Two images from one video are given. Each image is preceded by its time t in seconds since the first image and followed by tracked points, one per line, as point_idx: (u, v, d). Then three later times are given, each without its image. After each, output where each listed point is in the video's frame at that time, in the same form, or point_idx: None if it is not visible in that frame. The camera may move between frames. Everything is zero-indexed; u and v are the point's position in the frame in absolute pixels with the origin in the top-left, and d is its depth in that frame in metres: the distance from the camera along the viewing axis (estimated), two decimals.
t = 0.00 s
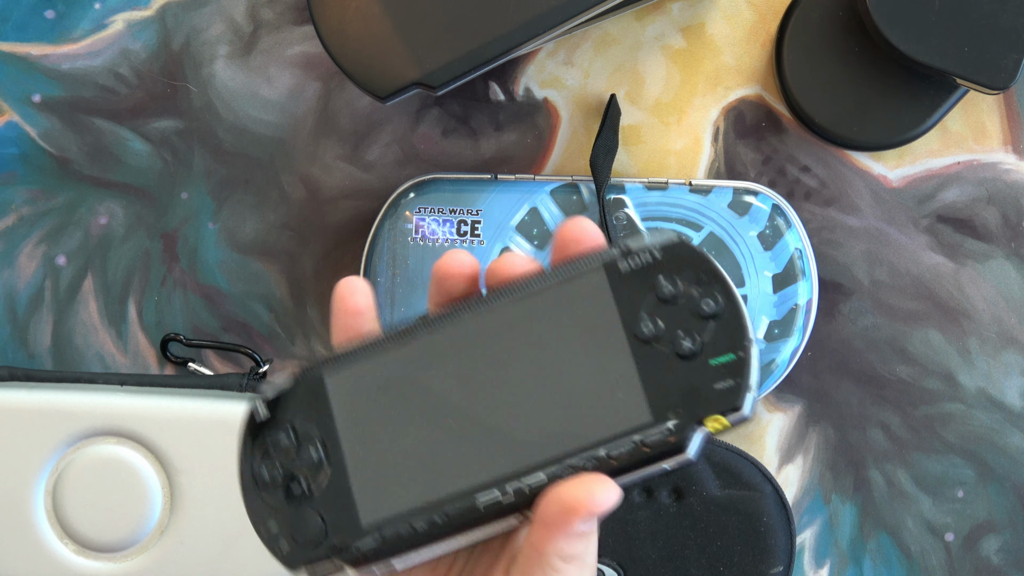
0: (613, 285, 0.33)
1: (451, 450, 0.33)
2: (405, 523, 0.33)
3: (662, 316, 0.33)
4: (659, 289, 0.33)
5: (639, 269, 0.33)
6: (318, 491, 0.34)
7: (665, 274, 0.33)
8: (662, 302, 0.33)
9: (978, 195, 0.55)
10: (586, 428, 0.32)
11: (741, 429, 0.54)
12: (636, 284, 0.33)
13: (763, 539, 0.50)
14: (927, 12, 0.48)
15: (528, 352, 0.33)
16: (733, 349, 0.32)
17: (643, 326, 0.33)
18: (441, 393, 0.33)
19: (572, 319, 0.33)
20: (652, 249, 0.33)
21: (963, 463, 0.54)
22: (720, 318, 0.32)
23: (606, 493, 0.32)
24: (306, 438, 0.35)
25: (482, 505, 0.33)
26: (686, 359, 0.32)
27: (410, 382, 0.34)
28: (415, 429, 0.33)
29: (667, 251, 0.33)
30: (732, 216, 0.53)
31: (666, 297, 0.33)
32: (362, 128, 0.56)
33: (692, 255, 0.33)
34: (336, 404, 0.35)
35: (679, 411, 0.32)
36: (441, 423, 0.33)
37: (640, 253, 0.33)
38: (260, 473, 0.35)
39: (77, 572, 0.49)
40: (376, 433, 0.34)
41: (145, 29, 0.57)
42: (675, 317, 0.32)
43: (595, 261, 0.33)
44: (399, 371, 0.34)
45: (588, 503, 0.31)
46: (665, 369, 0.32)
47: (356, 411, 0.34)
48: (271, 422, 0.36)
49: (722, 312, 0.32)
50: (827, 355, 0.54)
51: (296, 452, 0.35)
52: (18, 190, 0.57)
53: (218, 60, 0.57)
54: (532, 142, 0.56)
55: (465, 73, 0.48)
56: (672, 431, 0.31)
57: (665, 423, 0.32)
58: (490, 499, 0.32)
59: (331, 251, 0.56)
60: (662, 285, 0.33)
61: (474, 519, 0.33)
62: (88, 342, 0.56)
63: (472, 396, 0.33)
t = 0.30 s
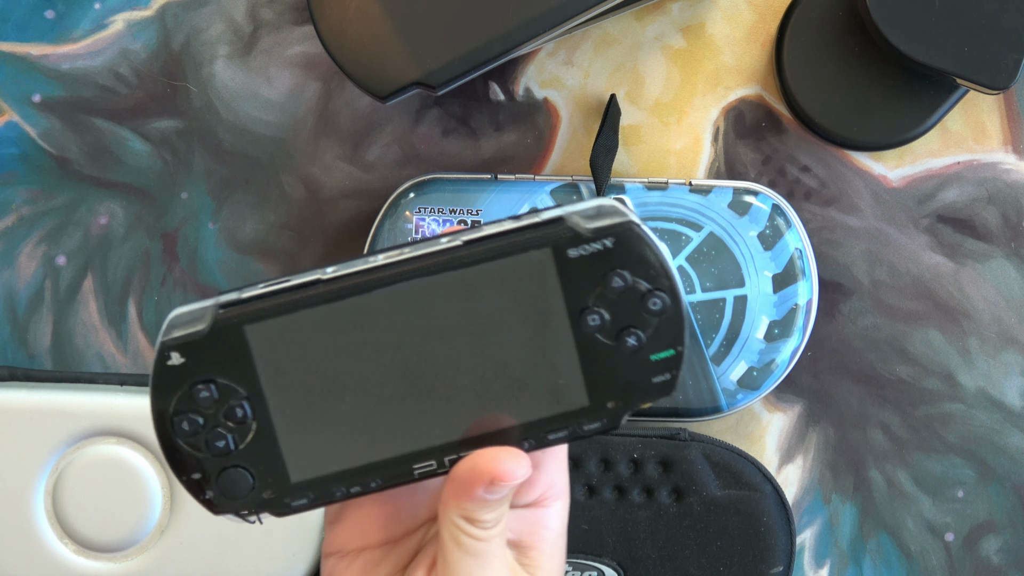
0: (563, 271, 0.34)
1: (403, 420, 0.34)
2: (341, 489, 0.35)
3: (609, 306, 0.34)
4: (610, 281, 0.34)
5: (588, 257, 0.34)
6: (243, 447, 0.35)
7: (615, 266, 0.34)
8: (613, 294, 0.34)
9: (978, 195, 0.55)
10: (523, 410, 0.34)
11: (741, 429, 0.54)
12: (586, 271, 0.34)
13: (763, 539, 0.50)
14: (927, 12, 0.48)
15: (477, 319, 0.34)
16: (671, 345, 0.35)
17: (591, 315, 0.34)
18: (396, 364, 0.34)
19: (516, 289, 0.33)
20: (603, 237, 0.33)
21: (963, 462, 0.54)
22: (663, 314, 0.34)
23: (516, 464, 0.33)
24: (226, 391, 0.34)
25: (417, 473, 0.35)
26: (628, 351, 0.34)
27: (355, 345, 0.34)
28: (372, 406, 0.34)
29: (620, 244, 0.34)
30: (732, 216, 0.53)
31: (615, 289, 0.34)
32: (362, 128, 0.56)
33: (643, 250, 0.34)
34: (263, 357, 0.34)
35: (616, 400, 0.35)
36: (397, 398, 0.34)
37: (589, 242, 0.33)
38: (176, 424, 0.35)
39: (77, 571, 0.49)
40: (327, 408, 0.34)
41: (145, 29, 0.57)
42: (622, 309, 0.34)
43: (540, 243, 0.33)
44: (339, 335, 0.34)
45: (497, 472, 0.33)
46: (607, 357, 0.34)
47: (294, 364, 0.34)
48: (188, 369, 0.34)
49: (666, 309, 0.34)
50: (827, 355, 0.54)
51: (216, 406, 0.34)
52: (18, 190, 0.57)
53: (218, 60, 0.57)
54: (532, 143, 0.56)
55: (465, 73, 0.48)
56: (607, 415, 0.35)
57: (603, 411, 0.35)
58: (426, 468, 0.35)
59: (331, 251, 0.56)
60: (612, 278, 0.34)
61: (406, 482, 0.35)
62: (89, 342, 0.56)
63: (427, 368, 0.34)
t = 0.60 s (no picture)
0: (493, 314, 0.36)
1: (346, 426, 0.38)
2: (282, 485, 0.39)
3: (536, 352, 0.36)
4: (540, 330, 0.36)
5: (519, 302, 0.35)
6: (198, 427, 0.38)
7: (544, 316, 0.36)
8: (540, 342, 0.36)
9: (978, 195, 0.55)
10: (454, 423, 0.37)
11: (741, 429, 0.55)
12: (517, 318, 0.36)
13: (763, 539, 0.50)
14: (928, 12, 0.48)
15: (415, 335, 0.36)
16: (597, 400, 0.36)
17: (518, 359, 0.36)
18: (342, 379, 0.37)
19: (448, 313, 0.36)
20: (534, 287, 0.35)
21: (963, 463, 0.54)
22: (591, 366, 0.36)
23: (447, 478, 0.35)
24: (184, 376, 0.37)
25: (352, 480, 0.38)
26: (553, 397, 0.36)
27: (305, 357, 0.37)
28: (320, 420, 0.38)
29: (551, 296, 0.35)
30: (732, 216, 0.53)
31: (543, 337, 0.36)
32: (362, 128, 0.56)
33: (573, 305, 0.35)
34: (218, 357, 0.37)
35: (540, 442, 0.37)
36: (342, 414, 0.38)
37: (520, 288, 0.35)
38: (141, 396, 0.38)
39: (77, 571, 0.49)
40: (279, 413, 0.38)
41: (145, 29, 0.57)
42: (550, 358, 0.36)
43: (474, 277, 0.35)
44: (289, 344, 0.37)
45: (428, 485, 0.35)
46: (532, 399, 0.37)
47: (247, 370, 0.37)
48: (151, 348, 0.37)
49: (593, 363, 0.36)
50: (827, 355, 0.54)
51: (178, 387, 0.38)
52: (18, 190, 0.57)
53: (218, 60, 0.57)
54: (532, 142, 0.56)
55: (465, 73, 0.48)
56: (529, 455, 0.37)
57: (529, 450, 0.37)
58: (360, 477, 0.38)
59: (331, 251, 0.56)
60: (540, 326, 0.36)
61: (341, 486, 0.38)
62: (88, 342, 0.56)
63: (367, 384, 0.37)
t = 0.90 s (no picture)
0: (418, 295, 0.36)
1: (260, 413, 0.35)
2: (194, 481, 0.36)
3: (462, 333, 0.36)
4: (463, 310, 0.36)
5: (446, 285, 0.36)
6: (114, 426, 0.36)
7: (469, 295, 0.36)
8: (467, 323, 0.36)
9: (978, 195, 0.55)
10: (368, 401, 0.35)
11: (741, 429, 0.54)
12: (445, 298, 0.36)
13: (763, 539, 0.49)
14: (928, 12, 0.48)
15: (351, 325, 0.35)
16: (511, 378, 0.36)
17: (440, 340, 0.36)
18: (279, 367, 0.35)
19: (384, 305, 0.35)
20: (461, 267, 0.36)
21: (963, 463, 0.54)
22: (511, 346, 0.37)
23: (320, 443, 0.34)
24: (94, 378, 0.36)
25: (267, 471, 0.36)
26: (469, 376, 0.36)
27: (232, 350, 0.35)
28: (250, 413, 0.35)
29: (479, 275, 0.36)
30: (732, 216, 0.53)
31: (467, 318, 0.36)
32: (362, 128, 0.56)
33: (496, 285, 0.36)
34: (137, 356, 0.36)
35: (453, 423, 0.36)
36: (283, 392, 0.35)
37: (447, 272, 0.36)
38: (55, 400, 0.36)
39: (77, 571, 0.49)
40: (214, 408, 0.35)
41: (145, 30, 0.57)
42: (469, 339, 0.36)
43: (399, 263, 0.35)
44: (215, 337, 0.35)
45: (306, 452, 0.34)
46: (449, 379, 0.36)
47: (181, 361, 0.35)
48: (70, 351, 0.36)
49: (511, 343, 0.36)
50: (827, 355, 0.54)
51: (92, 386, 0.36)
52: (18, 190, 0.57)
53: (218, 60, 0.57)
54: (532, 142, 0.56)
55: (465, 73, 0.48)
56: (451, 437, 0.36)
57: (443, 430, 0.36)
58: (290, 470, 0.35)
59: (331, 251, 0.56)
60: (464, 306, 0.36)
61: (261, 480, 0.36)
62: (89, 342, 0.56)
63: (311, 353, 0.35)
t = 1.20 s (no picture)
0: (241, 235, 0.43)
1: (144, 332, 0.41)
2: (35, 408, 0.41)
3: (276, 266, 0.42)
4: (274, 247, 0.43)
5: (263, 224, 0.43)
6: None
7: (284, 234, 0.43)
8: (278, 256, 0.43)
9: (978, 195, 0.55)
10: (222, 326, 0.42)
11: (741, 429, 0.54)
12: (258, 235, 0.43)
13: (764, 539, 0.48)
14: (927, 12, 0.48)
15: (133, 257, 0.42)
16: (327, 303, 0.42)
17: (257, 271, 0.42)
18: (142, 301, 0.41)
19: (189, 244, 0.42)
20: (276, 211, 0.43)
21: (963, 463, 0.54)
22: (323, 274, 0.43)
23: (125, 356, 0.36)
24: None
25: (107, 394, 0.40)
26: (288, 301, 0.42)
27: (110, 285, 0.42)
28: (109, 339, 0.41)
29: (291, 218, 0.43)
30: (732, 216, 0.53)
31: (282, 251, 0.43)
32: (362, 128, 0.56)
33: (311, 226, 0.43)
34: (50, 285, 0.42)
35: (277, 343, 0.42)
36: (144, 328, 0.41)
37: (264, 213, 0.43)
38: None
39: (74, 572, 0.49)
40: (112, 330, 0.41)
41: (145, 30, 0.57)
42: (284, 269, 0.42)
43: (230, 209, 0.43)
44: (113, 265, 0.42)
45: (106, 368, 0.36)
46: (270, 306, 0.42)
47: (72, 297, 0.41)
48: None
49: (324, 271, 0.43)
50: (827, 355, 0.54)
51: None
52: (18, 190, 0.57)
53: (218, 60, 0.57)
54: (532, 142, 0.56)
55: (465, 73, 0.48)
56: (265, 355, 0.42)
57: (265, 351, 0.42)
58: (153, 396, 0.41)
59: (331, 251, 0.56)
60: (281, 241, 0.43)
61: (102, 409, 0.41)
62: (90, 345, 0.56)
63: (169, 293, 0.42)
